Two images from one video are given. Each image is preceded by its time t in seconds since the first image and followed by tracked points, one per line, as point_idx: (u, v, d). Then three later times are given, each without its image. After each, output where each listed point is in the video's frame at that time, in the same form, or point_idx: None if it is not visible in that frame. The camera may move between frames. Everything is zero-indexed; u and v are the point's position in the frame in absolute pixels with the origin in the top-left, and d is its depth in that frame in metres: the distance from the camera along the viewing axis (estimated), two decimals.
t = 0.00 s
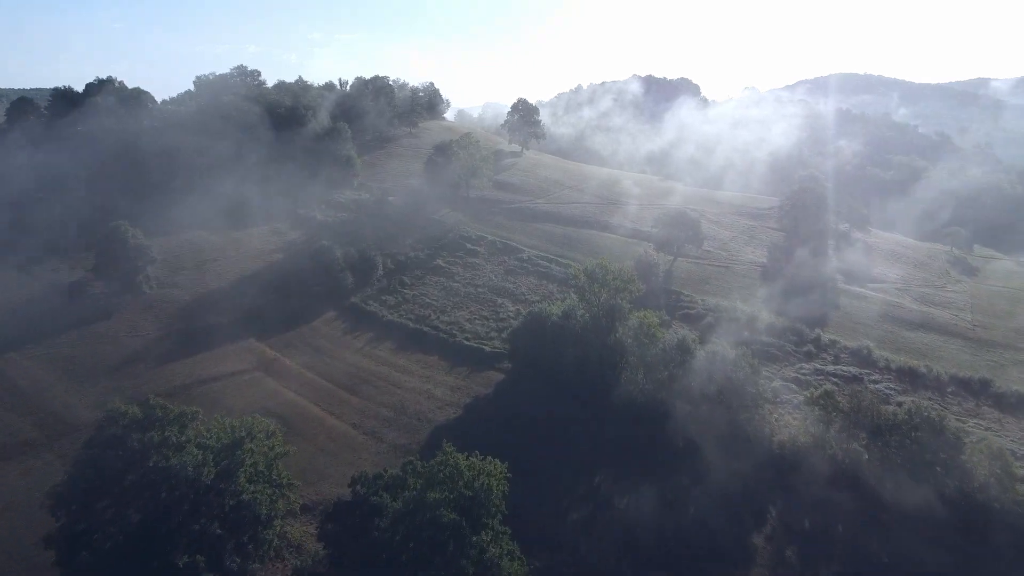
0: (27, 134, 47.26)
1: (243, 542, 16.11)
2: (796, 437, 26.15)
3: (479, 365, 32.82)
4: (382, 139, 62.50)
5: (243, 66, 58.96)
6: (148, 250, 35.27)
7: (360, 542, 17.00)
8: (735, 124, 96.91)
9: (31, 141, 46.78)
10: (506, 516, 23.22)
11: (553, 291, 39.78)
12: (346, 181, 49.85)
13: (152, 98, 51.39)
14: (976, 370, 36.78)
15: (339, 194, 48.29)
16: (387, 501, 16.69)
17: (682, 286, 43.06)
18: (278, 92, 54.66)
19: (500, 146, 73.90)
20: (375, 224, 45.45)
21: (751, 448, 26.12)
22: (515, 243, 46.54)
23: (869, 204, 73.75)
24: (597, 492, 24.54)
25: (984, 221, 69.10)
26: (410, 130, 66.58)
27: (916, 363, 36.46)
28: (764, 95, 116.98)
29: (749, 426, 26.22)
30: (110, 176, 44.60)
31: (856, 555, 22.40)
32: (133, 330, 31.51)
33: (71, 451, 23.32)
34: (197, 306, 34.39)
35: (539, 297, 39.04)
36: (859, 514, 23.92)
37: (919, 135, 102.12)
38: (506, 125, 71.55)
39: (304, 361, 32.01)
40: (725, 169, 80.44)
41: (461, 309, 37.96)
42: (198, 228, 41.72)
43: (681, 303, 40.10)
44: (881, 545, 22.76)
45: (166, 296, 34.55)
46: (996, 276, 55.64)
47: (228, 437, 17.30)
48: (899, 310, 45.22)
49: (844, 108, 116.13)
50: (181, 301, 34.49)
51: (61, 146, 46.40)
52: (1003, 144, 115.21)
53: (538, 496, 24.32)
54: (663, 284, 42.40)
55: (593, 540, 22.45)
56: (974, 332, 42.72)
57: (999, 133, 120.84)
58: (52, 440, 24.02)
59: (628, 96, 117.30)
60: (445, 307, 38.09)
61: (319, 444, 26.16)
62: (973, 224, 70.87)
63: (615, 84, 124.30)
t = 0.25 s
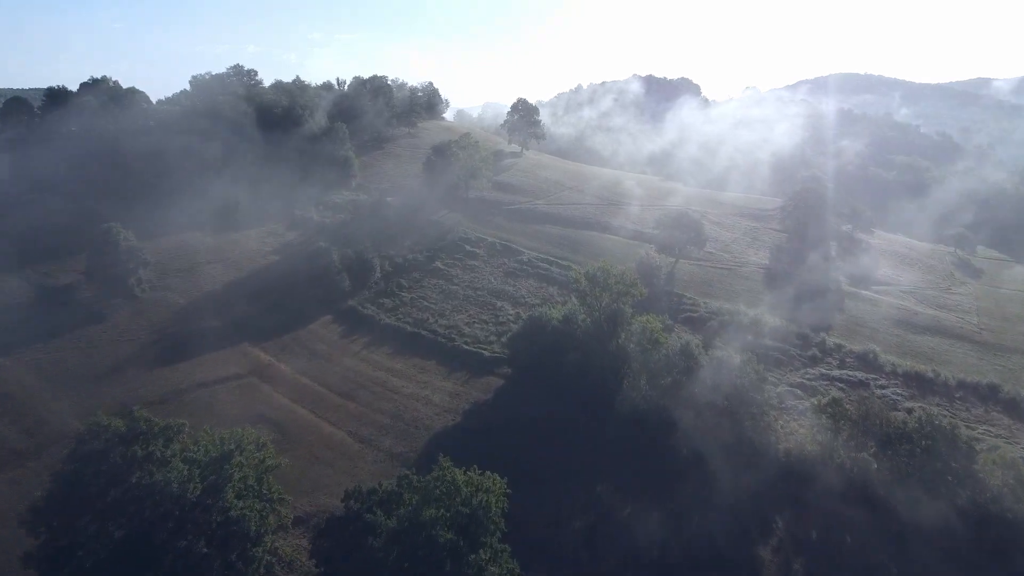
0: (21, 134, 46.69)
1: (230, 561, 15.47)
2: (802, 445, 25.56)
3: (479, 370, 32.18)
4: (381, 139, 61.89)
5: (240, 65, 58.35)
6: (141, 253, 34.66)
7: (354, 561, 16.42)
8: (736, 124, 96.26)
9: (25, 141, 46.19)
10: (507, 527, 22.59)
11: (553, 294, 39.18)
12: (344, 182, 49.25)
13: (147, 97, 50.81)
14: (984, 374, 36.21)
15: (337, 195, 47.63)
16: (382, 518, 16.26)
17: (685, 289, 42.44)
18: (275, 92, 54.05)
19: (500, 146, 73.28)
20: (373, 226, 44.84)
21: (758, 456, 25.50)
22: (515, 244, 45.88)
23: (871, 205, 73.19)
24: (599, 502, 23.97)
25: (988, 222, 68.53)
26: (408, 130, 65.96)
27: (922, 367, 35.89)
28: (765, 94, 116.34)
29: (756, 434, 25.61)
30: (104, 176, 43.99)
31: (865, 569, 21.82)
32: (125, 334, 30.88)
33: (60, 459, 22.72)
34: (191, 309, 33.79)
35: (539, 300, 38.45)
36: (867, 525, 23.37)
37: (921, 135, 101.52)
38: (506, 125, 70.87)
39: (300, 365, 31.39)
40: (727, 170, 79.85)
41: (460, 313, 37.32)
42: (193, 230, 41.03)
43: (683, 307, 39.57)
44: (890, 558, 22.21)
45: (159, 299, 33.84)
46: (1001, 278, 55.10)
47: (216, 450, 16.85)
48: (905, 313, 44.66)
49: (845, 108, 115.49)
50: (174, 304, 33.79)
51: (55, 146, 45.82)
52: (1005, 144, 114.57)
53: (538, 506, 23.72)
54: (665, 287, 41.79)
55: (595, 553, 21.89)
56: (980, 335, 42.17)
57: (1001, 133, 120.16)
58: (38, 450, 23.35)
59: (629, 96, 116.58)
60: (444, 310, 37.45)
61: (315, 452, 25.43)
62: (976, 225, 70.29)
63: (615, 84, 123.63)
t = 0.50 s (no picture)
0: (13, 134, 46.05)
1: None
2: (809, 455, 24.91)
3: (477, 376, 31.45)
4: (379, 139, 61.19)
5: (236, 65, 57.62)
6: (132, 257, 34.02)
7: None
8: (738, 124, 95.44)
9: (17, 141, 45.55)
10: (506, 542, 21.97)
11: (553, 298, 38.48)
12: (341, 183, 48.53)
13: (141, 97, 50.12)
14: (992, 379, 35.55)
15: (334, 196, 46.91)
16: (373, 540, 15.80)
17: (687, 293, 41.74)
18: (272, 91, 53.34)
19: (499, 146, 72.55)
20: (370, 227, 44.14)
21: (763, 467, 24.85)
22: (514, 247, 45.16)
23: (874, 207, 72.51)
24: (600, 515, 23.39)
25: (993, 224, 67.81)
26: (407, 130, 65.23)
27: (930, 373, 35.23)
28: (766, 94, 115.58)
29: (763, 443, 24.97)
30: (97, 177, 43.32)
31: None
32: (116, 340, 30.24)
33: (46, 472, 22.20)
34: (184, 314, 33.12)
35: (539, 303, 37.74)
36: (876, 539, 22.76)
37: (924, 135, 100.79)
38: (506, 125, 70.10)
39: (294, 371, 30.70)
40: (728, 171, 79.17)
41: (459, 317, 36.59)
42: (187, 232, 40.32)
43: (686, 311, 38.95)
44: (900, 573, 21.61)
45: (151, 304, 33.12)
46: (1007, 281, 54.44)
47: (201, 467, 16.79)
48: (911, 316, 43.99)
49: (848, 108, 114.71)
50: (166, 309, 33.07)
51: (47, 147, 45.18)
52: (1008, 144, 113.76)
53: (537, 520, 23.13)
54: (667, 291, 41.11)
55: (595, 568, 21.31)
56: (987, 339, 41.50)
57: (1004, 134, 119.32)
58: (23, 463, 22.76)
59: (629, 95, 115.74)
60: (442, 314, 36.72)
61: (307, 461, 24.84)
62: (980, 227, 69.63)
63: (616, 83, 122.83)
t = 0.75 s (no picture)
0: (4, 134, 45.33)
1: None
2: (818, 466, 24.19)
3: (476, 382, 30.71)
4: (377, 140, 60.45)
5: (232, 64, 56.89)
6: (122, 260, 33.29)
7: None
8: (739, 124, 94.68)
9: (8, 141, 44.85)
10: (505, 558, 21.29)
11: (554, 301, 37.74)
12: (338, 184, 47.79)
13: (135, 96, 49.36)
14: (1002, 385, 34.85)
15: (330, 198, 46.17)
16: (366, 564, 17.49)
17: (690, 297, 41.01)
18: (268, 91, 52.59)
19: (499, 147, 71.80)
20: (367, 229, 43.41)
21: (771, 478, 24.13)
22: (514, 249, 44.40)
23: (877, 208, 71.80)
24: (602, 528, 22.72)
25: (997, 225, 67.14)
26: (405, 130, 64.47)
27: (938, 378, 34.51)
28: (768, 94, 114.83)
29: (771, 453, 24.22)
30: (89, 177, 42.60)
31: None
32: (105, 345, 29.52)
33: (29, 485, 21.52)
34: (175, 318, 32.38)
35: (540, 307, 37.01)
36: (887, 553, 22.06)
37: (926, 135, 100.06)
38: (505, 125, 69.34)
39: (289, 377, 29.94)
40: (730, 171, 78.42)
41: (458, 321, 35.83)
42: (180, 234, 39.60)
43: (688, 316, 38.28)
44: None
45: (141, 308, 32.39)
46: (1013, 282, 53.76)
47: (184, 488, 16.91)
48: (917, 319, 43.29)
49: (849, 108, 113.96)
50: (157, 313, 32.35)
51: (39, 148, 44.46)
52: (1011, 145, 112.98)
53: (538, 533, 22.46)
54: (669, 294, 40.40)
55: None
56: (995, 343, 40.79)
57: (1006, 135, 118.53)
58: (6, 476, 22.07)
59: (630, 95, 114.96)
60: (441, 318, 35.97)
61: (301, 471, 24.13)
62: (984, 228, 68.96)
63: (616, 84, 122.07)
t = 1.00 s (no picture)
0: None
1: None
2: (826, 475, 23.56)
3: (474, 388, 30.07)
4: (375, 140, 59.79)
5: (227, 63, 56.23)
6: (112, 264, 32.65)
7: None
8: (740, 124, 93.98)
9: None
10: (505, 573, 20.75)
11: (553, 305, 37.08)
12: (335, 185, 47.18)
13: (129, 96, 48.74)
14: (1010, 390, 34.29)
15: (327, 199, 45.52)
16: None
17: (692, 300, 40.37)
18: (264, 90, 51.98)
19: (498, 147, 71.11)
20: (364, 231, 42.82)
21: (777, 489, 23.51)
22: (514, 251, 43.74)
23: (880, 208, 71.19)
24: (604, 541, 22.22)
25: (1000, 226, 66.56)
26: (403, 130, 63.80)
27: (946, 383, 33.88)
28: (769, 94, 114.16)
29: (776, 463, 23.61)
30: (81, 178, 41.91)
31: None
32: (94, 350, 28.88)
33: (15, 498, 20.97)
34: (167, 322, 31.74)
35: (539, 310, 36.36)
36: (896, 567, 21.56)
37: (928, 136, 99.45)
38: (505, 125, 68.64)
39: (282, 383, 29.33)
40: (731, 171, 77.81)
41: (456, 325, 35.18)
42: (173, 236, 38.97)
43: (690, 320, 37.72)
44: None
45: (132, 312, 31.76)
46: (1018, 284, 53.21)
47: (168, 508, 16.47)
48: (922, 322, 42.69)
49: (851, 108, 113.28)
50: (149, 316, 31.72)
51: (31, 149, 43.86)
52: (1012, 145, 112.34)
53: (538, 547, 21.94)
54: (671, 297, 39.75)
55: None
56: (1002, 346, 40.19)
57: (1008, 135, 117.92)
58: None
59: (630, 95, 114.20)
60: (438, 322, 35.31)
61: (293, 482, 23.47)
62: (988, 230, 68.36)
63: (616, 83, 121.39)
